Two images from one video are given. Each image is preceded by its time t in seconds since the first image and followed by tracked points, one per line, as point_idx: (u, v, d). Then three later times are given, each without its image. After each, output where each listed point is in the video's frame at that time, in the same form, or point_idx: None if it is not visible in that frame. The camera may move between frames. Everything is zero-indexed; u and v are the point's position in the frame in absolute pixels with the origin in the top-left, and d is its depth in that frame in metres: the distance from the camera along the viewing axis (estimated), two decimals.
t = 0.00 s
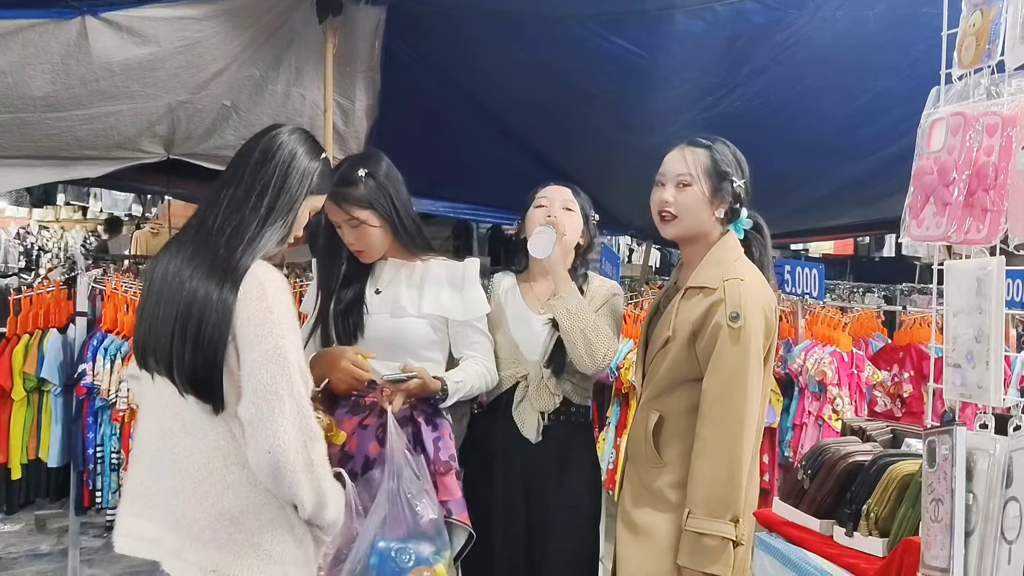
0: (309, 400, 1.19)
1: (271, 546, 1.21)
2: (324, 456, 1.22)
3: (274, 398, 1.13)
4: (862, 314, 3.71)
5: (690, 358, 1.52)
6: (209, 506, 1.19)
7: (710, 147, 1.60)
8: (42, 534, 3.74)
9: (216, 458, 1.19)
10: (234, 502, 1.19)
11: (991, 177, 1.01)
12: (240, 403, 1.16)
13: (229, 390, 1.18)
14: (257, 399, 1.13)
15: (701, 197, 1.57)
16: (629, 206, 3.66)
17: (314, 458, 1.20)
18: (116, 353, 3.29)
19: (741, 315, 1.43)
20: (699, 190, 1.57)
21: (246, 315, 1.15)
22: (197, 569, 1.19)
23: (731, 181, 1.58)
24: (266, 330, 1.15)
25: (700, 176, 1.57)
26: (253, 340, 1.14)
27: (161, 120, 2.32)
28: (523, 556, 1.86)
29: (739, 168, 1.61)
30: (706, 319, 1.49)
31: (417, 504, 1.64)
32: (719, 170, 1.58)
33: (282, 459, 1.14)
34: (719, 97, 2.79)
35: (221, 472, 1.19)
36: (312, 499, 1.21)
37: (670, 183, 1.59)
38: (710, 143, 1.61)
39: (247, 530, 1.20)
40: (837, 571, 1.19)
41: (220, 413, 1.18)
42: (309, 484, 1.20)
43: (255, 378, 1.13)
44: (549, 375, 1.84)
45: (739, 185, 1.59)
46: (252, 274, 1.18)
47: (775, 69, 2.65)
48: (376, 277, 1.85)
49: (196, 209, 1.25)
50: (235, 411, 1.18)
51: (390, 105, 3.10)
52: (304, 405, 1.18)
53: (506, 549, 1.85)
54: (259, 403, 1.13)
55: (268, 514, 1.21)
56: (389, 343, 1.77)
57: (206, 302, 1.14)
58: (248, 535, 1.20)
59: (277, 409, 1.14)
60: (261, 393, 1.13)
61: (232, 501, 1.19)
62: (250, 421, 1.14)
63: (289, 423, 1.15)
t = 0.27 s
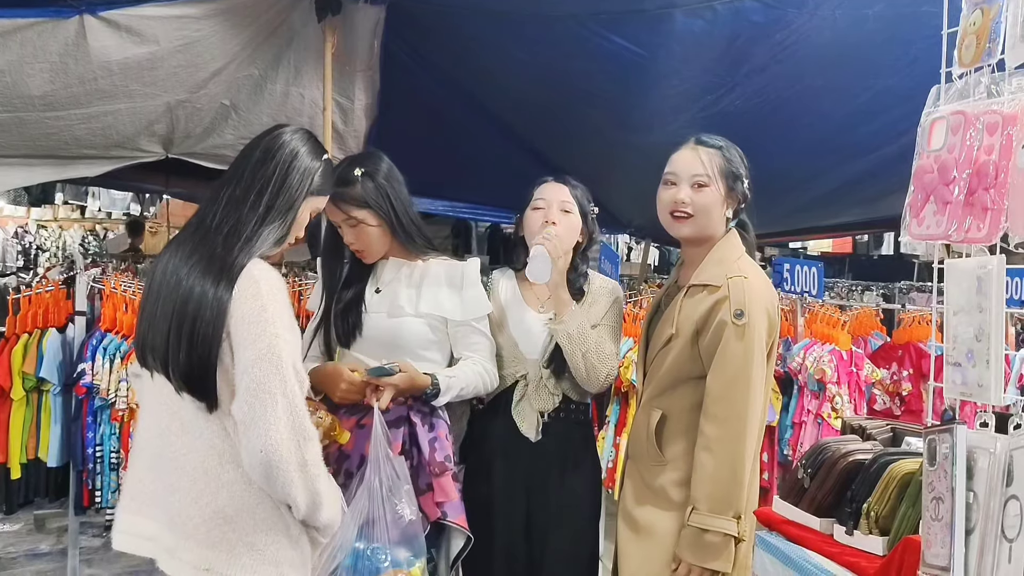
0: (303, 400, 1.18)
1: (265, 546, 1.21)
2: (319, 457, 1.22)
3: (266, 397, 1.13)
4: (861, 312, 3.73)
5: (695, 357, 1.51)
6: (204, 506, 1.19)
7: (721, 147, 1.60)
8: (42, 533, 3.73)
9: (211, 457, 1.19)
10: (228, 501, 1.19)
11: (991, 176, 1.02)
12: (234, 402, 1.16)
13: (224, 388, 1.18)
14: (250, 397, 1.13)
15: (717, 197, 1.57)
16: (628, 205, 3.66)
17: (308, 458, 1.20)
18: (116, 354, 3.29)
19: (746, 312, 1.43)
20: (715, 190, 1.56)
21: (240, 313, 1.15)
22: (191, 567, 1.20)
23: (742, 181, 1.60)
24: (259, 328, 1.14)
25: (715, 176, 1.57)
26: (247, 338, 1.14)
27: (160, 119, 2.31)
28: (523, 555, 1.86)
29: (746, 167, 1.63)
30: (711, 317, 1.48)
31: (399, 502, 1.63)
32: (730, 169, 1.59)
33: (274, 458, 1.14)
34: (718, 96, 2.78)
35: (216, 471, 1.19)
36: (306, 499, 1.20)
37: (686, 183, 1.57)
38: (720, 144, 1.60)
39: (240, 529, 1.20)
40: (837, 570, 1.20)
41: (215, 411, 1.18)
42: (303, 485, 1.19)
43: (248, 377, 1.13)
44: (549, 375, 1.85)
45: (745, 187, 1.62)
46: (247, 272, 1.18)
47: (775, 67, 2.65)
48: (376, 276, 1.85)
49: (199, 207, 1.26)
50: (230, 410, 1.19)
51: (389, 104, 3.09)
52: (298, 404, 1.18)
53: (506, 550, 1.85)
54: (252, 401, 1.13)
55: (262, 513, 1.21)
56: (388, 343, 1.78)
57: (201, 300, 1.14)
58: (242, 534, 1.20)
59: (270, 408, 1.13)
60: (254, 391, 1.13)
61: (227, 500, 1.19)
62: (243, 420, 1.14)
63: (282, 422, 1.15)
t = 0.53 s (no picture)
0: (298, 402, 1.18)
1: (262, 550, 1.21)
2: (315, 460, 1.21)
3: (260, 399, 1.13)
4: (861, 312, 3.74)
5: (711, 353, 1.51)
6: (200, 508, 1.20)
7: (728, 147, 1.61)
8: (42, 537, 3.73)
9: (207, 460, 1.20)
10: (224, 505, 1.20)
11: (993, 175, 1.01)
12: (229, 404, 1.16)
13: (219, 390, 1.18)
14: (244, 399, 1.13)
15: (728, 196, 1.58)
16: (627, 206, 3.65)
17: (303, 460, 1.19)
18: (116, 356, 3.27)
19: (764, 307, 1.44)
20: (726, 190, 1.58)
21: (235, 315, 1.15)
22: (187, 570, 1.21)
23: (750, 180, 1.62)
24: (253, 329, 1.14)
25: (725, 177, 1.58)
26: (241, 340, 1.14)
27: (158, 122, 2.31)
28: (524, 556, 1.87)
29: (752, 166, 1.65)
30: (728, 312, 1.48)
31: (395, 508, 1.61)
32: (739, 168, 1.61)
33: (268, 460, 1.14)
34: (717, 96, 2.76)
35: (211, 474, 1.20)
36: (302, 502, 1.20)
37: (696, 184, 1.57)
38: (727, 143, 1.62)
39: (236, 533, 1.20)
40: (839, 570, 1.20)
41: (211, 413, 1.18)
42: (299, 488, 1.19)
43: (242, 379, 1.13)
44: (550, 380, 1.85)
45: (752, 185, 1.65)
46: (243, 275, 1.18)
47: (774, 67, 2.64)
48: (377, 280, 1.86)
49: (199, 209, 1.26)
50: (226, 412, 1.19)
51: (388, 105, 3.10)
52: (293, 406, 1.17)
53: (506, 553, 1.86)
54: (247, 403, 1.13)
55: (258, 516, 1.21)
56: (388, 347, 1.78)
57: (197, 301, 1.15)
58: (238, 538, 1.21)
59: (263, 410, 1.13)
60: (248, 393, 1.13)
61: (222, 504, 1.20)
62: (237, 422, 1.14)
63: (276, 424, 1.14)
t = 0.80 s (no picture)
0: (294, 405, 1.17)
1: (259, 553, 1.21)
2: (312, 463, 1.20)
3: (255, 402, 1.12)
4: (857, 312, 3.75)
5: (733, 349, 1.61)
6: (196, 513, 1.20)
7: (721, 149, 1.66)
8: (39, 542, 3.72)
9: (202, 463, 1.20)
10: (219, 509, 1.19)
11: (993, 175, 1.01)
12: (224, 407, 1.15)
13: (214, 393, 1.17)
14: (239, 402, 1.12)
15: (722, 197, 1.63)
16: (625, 207, 3.65)
17: (299, 463, 1.18)
18: (112, 360, 3.25)
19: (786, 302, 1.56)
20: (719, 192, 1.63)
21: (229, 317, 1.15)
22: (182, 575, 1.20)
23: (746, 177, 1.66)
24: (248, 331, 1.14)
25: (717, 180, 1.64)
26: (236, 342, 1.14)
27: (153, 125, 2.29)
28: (526, 560, 1.88)
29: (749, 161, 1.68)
30: (751, 307, 1.58)
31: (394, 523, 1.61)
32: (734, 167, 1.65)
33: (263, 463, 1.13)
34: (714, 96, 2.76)
35: (206, 478, 1.19)
36: (299, 505, 1.20)
37: (688, 189, 1.65)
38: (722, 143, 1.66)
39: (232, 536, 1.20)
40: (840, 572, 1.19)
41: (205, 416, 1.18)
42: (296, 492, 1.19)
43: (237, 383, 1.12)
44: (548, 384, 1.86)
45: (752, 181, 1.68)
46: (235, 279, 1.17)
47: (770, 67, 2.64)
48: (375, 284, 1.86)
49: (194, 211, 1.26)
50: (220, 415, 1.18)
51: (384, 106, 3.09)
52: (288, 409, 1.16)
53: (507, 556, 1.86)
54: (242, 406, 1.12)
55: (254, 520, 1.21)
56: (386, 352, 1.76)
57: (190, 303, 1.14)
58: (234, 541, 1.20)
59: (258, 413, 1.13)
60: (243, 395, 1.12)
61: (218, 507, 1.19)
62: (232, 425, 1.13)
63: (271, 427, 1.14)
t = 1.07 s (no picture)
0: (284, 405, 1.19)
1: (249, 552, 1.23)
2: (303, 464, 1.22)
3: (244, 399, 1.15)
4: (856, 312, 3.75)
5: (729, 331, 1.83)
6: (188, 510, 1.22)
7: (732, 157, 1.81)
8: (37, 542, 3.71)
9: (195, 461, 1.23)
10: (211, 507, 1.22)
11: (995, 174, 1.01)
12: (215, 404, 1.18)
13: (205, 389, 1.20)
14: (228, 399, 1.15)
15: (721, 209, 1.81)
16: (625, 208, 3.66)
17: (289, 463, 1.20)
18: (111, 360, 3.25)
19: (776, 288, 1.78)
20: (718, 202, 1.80)
21: (220, 314, 1.18)
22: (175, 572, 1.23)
23: (753, 193, 1.80)
24: (238, 329, 1.16)
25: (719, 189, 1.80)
26: (226, 340, 1.16)
27: (152, 124, 2.27)
28: (525, 557, 1.94)
29: (762, 174, 1.82)
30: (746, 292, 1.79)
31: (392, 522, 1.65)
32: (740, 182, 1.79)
33: (252, 461, 1.15)
34: (713, 96, 2.76)
35: (199, 476, 1.22)
36: (288, 505, 1.21)
37: (694, 194, 1.83)
38: (736, 154, 1.81)
39: (224, 534, 1.22)
40: (843, 572, 1.19)
41: (198, 412, 1.21)
42: (285, 492, 1.20)
43: (227, 380, 1.15)
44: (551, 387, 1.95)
45: (762, 195, 1.81)
46: (229, 274, 1.20)
47: (769, 67, 2.64)
48: (375, 284, 1.86)
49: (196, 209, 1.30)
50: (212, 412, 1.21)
51: (384, 105, 3.09)
52: (277, 408, 1.18)
53: (507, 554, 1.92)
54: (231, 403, 1.15)
55: (247, 518, 1.23)
56: (384, 353, 1.77)
57: (184, 298, 1.18)
58: (226, 540, 1.23)
59: (247, 411, 1.15)
60: (233, 392, 1.15)
61: (211, 505, 1.22)
62: (222, 422, 1.16)
63: (259, 425, 1.16)
